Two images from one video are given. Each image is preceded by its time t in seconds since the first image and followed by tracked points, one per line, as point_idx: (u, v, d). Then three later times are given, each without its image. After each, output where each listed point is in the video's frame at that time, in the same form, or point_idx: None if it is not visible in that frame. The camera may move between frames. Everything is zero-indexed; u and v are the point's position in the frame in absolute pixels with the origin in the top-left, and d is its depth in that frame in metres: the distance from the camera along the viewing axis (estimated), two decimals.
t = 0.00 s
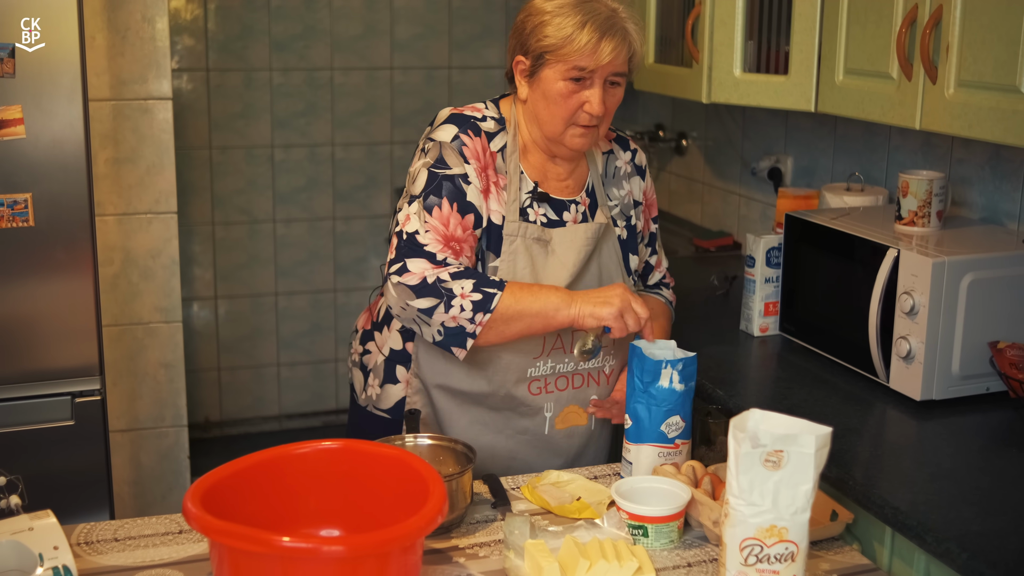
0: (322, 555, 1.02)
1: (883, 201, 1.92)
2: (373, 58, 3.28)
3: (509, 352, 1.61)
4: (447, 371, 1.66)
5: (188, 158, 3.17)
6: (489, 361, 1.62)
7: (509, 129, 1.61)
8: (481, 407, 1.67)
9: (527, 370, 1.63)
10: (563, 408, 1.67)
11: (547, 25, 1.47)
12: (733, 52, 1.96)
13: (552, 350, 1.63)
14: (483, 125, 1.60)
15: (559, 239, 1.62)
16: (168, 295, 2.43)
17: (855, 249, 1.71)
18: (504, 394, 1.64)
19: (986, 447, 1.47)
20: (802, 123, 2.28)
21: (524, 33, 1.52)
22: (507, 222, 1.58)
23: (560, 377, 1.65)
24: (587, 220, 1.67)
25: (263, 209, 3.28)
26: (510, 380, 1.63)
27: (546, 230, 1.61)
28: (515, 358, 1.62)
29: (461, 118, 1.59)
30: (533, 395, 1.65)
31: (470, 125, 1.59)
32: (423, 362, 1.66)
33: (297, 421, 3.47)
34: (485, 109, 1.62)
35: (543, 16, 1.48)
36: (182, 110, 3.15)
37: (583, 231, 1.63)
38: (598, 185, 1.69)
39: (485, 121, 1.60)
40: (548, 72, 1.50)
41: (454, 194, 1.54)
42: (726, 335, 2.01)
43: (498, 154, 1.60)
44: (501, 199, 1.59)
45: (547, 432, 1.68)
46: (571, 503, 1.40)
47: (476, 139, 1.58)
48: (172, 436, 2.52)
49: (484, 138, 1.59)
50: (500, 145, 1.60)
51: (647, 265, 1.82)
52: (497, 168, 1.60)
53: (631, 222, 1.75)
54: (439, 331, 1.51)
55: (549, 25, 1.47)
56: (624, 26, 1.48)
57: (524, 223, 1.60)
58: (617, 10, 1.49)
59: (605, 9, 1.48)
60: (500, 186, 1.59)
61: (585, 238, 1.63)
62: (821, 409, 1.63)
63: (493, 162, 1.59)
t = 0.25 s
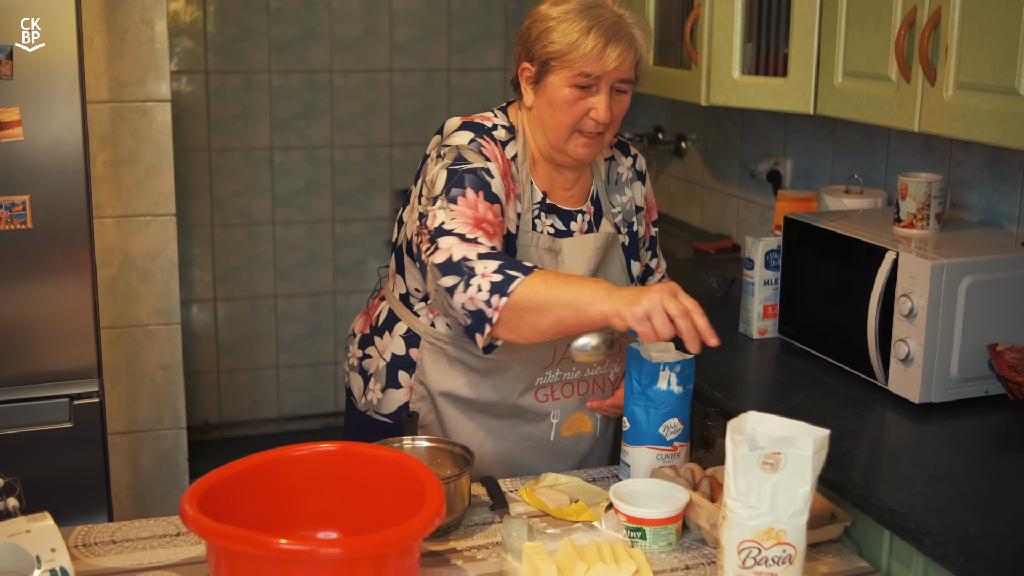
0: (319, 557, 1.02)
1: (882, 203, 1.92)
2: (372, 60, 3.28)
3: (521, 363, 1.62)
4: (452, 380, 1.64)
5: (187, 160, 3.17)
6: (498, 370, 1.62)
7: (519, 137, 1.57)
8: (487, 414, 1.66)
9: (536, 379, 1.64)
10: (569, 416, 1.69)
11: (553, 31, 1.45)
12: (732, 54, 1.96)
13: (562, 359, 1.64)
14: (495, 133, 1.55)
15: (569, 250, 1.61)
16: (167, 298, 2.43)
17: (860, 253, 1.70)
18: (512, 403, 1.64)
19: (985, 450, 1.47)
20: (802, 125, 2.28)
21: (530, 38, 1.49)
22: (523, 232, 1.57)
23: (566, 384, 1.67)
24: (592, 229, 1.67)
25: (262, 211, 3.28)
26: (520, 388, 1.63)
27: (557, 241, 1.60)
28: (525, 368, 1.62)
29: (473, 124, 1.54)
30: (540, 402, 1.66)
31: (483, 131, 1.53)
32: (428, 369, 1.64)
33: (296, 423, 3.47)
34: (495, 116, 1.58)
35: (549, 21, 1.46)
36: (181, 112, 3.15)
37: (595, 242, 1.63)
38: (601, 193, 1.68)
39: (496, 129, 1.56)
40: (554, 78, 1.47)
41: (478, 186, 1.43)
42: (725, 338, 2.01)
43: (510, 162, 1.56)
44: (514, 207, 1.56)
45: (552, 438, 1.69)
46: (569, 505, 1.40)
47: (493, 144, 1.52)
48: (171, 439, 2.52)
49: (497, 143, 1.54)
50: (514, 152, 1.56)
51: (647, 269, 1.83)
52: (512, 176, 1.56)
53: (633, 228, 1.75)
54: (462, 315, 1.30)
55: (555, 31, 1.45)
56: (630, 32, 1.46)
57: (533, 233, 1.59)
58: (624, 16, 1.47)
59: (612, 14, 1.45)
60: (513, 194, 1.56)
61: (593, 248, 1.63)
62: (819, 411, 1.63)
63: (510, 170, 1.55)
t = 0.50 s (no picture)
0: (317, 558, 1.01)
1: (881, 205, 1.92)
2: (372, 62, 3.28)
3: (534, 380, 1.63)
4: (462, 390, 1.65)
5: (187, 162, 3.18)
6: (507, 385, 1.63)
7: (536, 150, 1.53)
8: (493, 424, 1.68)
9: (544, 393, 1.66)
10: (573, 425, 1.72)
11: (558, 50, 1.41)
12: (731, 56, 1.96)
13: (571, 374, 1.65)
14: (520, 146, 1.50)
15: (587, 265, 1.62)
16: (166, 299, 2.43)
17: (863, 257, 1.68)
18: (521, 415, 1.66)
19: (984, 452, 1.46)
20: (801, 127, 2.28)
21: (534, 54, 1.46)
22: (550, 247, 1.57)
23: (570, 395, 1.70)
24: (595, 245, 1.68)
25: (262, 212, 3.28)
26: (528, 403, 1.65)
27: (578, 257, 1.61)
28: (537, 385, 1.63)
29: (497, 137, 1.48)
30: (547, 414, 1.69)
31: (509, 143, 1.48)
32: (436, 380, 1.64)
33: (295, 424, 3.46)
34: (513, 129, 1.52)
35: (553, 40, 1.42)
36: (181, 114, 3.15)
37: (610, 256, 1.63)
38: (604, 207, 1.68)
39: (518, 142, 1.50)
40: (557, 97, 1.45)
41: (532, 190, 1.37)
42: (725, 339, 2.01)
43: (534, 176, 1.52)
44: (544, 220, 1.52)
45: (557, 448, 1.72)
46: (568, 507, 1.39)
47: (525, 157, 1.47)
48: (169, 440, 2.52)
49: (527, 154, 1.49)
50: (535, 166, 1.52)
51: (639, 275, 1.86)
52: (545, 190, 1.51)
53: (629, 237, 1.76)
54: (523, 310, 1.25)
55: (559, 50, 1.41)
56: (636, 54, 1.42)
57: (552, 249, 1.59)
58: (631, 36, 1.43)
59: (618, 35, 1.41)
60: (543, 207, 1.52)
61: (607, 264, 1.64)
62: (819, 413, 1.63)
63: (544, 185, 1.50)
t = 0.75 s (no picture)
0: (317, 558, 1.02)
1: (880, 207, 1.92)
2: (372, 63, 3.28)
3: (528, 380, 1.63)
4: (457, 389, 1.65)
5: (188, 164, 3.18)
6: (502, 385, 1.63)
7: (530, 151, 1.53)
8: (487, 423, 1.69)
9: (538, 393, 1.66)
10: (567, 425, 1.73)
11: (553, 52, 1.41)
12: (730, 58, 1.96)
13: (565, 373, 1.66)
14: (512, 147, 1.50)
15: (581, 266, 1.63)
16: (166, 300, 2.43)
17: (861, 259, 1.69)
18: (515, 415, 1.67)
19: (983, 453, 1.47)
20: (801, 128, 2.28)
21: (530, 55, 1.46)
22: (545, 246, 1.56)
23: (564, 394, 1.70)
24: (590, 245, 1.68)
25: (262, 214, 3.29)
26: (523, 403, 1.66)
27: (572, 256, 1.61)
28: (531, 384, 1.64)
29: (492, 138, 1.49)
30: (541, 414, 1.69)
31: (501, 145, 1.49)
32: (430, 379, 1.65)
33: (296, 425, 3.47)
34: (507, 130, 1.52)
35: (548, 43, 1.42)
36: (181, 115, 3.16)
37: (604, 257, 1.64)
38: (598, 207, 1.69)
39: (511, 143, 1.50)
40: (550, 98, 1.45)
41: (524, 194, 1.37)
42: (724, 341, 2.01)
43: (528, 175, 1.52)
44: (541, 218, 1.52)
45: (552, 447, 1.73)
46: (567, 507, 1.40)
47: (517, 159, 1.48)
48: (170, 441, 2.52)
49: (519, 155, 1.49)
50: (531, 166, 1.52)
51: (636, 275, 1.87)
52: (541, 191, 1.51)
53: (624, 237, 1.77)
54: (511, 316, 1.26)
55: (554, 52, 1.41)
56: (631, 58, 1.42)
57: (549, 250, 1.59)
58: (627, 40, 1.42)
59: (613, 38, 1.41)
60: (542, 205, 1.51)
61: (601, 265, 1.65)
62: (818, 414, 1.63)
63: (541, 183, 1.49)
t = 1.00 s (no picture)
0: (317, 558, 1.02)
1: (881, 207, 1.92)
2: (373, 64, 3.28)
3: (503, 371, 1.63)
4: (439, 385, 1.64)
5: (188, 164, 3.18)
6: (480, 378, 1.63)
7: (507, 142, 1.54)
8: (472, 421, 1.68)
9: (517, 387, 1.65)
10: (552, 423, 1.71)
11: (533, 41, 1.42)
12: (731, 59, 1.96)
13: (543, 366, 1.66)
14: (484, 138, 1.52)
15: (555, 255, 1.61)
16: (167, 301, 2.43)
17: (862, 257, 1.69)
18: (495, 409, 1.66)
19: (984, 453, 1.47)
20: (801, 129, 2.28)
21: (511, 48, 1.47)
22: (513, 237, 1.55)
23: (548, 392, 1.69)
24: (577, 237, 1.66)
25: (262, 214, 3.29)
26: (501, 396, 1.64)
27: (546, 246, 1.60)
28: (508, 377, 1.64)
29: (463, 129, 1.51)
30: (523, 410, 1.68)
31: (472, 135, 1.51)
32: (414, 374, 1.64)
33: (296, 426, 3.47)
34: (484, 123, 1.55)
35: (526, 33, 1.44)
36: (182, 116, 3.16)
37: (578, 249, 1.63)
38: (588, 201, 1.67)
39: (486, 135, 1.53)
40: (533, 87, 1.46)
41: (466, 184, 1.38)
42: (725, 341, 2.01)
43: (503, 167, 1.53)
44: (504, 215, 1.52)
45: (537, 447, 1.71)
46: (567, 508, 1.39)
47: (487, 148, 1.50)
48: (170, 441, 2.52)
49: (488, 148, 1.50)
50: (504, 159, 1.53)
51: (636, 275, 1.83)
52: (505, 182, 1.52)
53: (620, 234, 1.74)
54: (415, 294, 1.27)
55: (534, 40, 1.42)
56: (610, 42, 1.43)
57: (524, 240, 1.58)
58: (605, 25, 1.44)
59: (591, 24, 1.43)
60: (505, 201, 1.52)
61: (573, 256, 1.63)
62: (819, 414, 1.63)
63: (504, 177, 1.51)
